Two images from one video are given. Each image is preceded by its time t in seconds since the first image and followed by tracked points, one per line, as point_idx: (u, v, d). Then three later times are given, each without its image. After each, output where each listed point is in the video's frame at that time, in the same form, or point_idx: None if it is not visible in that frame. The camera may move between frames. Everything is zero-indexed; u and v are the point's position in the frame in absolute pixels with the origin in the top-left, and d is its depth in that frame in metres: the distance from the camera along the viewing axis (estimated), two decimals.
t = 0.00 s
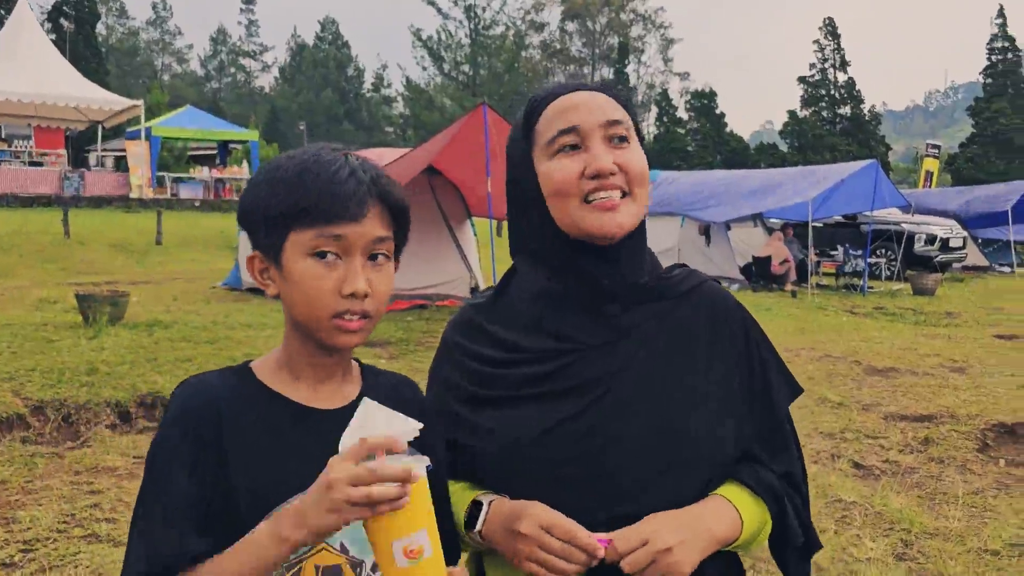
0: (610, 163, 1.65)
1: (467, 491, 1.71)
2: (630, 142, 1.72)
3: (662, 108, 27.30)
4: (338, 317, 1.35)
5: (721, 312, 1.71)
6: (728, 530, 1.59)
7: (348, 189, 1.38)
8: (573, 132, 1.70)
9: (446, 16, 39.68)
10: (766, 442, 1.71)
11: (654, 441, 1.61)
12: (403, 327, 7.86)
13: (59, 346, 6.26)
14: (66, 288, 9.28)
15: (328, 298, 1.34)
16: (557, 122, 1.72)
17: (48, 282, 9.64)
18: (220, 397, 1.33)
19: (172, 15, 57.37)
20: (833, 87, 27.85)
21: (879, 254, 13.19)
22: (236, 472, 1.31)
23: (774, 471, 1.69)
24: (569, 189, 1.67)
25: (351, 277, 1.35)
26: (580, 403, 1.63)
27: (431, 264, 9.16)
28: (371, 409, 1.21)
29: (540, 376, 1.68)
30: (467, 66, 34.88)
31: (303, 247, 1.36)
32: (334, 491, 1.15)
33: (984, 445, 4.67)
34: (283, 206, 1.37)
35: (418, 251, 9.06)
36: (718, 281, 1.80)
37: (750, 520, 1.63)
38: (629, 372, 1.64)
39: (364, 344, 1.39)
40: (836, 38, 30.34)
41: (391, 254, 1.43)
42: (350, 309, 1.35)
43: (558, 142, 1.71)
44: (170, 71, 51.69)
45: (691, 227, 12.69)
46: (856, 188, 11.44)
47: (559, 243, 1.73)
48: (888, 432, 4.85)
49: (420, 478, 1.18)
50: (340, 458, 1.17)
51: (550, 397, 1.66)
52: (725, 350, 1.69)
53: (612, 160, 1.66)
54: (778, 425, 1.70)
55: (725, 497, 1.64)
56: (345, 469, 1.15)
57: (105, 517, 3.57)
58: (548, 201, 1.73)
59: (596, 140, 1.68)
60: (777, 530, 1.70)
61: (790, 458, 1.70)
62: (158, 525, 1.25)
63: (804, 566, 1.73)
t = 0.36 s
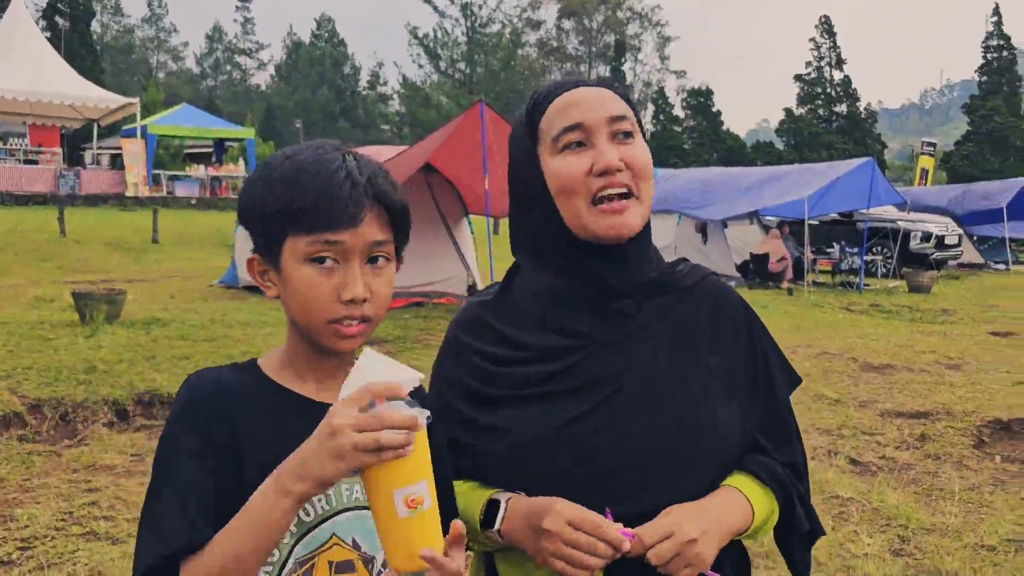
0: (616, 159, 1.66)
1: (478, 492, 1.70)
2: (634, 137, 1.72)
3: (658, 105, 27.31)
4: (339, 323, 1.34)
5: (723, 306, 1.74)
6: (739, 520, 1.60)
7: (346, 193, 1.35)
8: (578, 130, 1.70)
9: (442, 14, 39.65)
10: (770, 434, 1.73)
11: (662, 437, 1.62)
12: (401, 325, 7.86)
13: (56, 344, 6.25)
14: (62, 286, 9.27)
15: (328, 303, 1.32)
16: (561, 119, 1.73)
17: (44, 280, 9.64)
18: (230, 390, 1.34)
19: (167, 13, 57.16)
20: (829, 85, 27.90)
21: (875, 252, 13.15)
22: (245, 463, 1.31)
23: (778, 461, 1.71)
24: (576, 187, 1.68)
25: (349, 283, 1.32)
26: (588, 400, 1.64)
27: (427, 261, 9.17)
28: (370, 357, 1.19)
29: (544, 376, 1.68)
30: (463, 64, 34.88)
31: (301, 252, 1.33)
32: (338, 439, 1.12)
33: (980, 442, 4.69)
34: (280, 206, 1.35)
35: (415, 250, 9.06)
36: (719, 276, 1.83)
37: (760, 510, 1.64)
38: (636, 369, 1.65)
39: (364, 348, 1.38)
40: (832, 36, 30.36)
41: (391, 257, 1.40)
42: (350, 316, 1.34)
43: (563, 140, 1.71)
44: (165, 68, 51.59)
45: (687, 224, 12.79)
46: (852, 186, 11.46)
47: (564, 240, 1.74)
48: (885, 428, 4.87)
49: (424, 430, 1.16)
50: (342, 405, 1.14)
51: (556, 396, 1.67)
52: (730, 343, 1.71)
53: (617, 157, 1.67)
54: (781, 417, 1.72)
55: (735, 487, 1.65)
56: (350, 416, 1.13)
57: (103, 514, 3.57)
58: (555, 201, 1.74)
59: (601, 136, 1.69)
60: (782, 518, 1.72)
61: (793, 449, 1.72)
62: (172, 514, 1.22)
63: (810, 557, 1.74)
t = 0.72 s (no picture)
0: (594, 163, 1.64)
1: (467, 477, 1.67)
2: (621, 140, 1.71)
3: (652, 105, 27.33)
4: (315, 328, 1.30)
5: (722, 299, 1.75)
6: (768, 505, 1.60)
7: (327, 193, 1.29)
8: (562, 130, 1.70)
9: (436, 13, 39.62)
10: (772, 426, 1.74)
11: (666, 431, 1.62)
12: (396, 323, 7.85)
13: (49, 343, 6.22)
14: (55, 285, 9.23)
15: (304, 303, 1.28)
16: (550, 116, 1.72)
17: (37, 279, 9.60)
18: (211, 378, 1.30)
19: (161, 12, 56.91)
20: (823, 85, 27.98)
21: (869, 250, 13.14)
22: (223, 447, 1.27)
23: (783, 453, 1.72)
24: (554, 189, 1.69)
25: (327, 284, 1.28)
26: (590, 392, 1.65)
27: (422, 260, 9.15)
28: (348, 332, 1.18)
29: (544, 372, 1.68)
30: (457, 63, 34.86)
31: (278, 250, 1.29)
32: (318, 416, 1.13)
33: (974, 439, 4.71)
34: (251, 194, 1.30)
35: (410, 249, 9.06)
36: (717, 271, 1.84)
37: (778, 498, 1.64)
38: (634, 364, 1.65)
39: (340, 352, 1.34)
40: (826, 35, 30.43)
41: (374, 254, 1.36)
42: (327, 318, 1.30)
43: (547, 139, 1.72)
44: (159, 67, 51.39)
45: (682, 223, 13.01)
46: (847, 184, 11.48)
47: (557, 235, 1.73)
48: (880, 426, 4.89)
49: (399, 408, 1.16)
50: (320, 382, 1.14)
51: (557, 390, 1.67)
52: (730, 336, 1.73)
53: (597, 161, 1.65)
54: (781, 409, 1.74)
55: (754, 473, 1.65)
56: (327, 393, 1.13)
57: (98, 513, 3.56)
58: (539, 197, 1.74)
59: (584, 138, 1.68)
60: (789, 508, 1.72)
61: (794, 442, 1.73)
62: (137, 500, 1.19)
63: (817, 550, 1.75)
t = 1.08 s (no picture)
0: (605, 151, 1.65)
1: (473, 499, 1.69)
2: (626, 129, 1.72)
3: (650, 106, 27.37)
4: (293, 327, 1.27)
5: (725, 303, 1.76)
6: (736, 529, 1.61)
7: (304, 187, 1.25)
8: (567, 121, 1.70)
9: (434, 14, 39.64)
10: (770, 432, 1.75)
11: (668, 434, 1.62)
12: (392, 325, 7.84)
13: (47, 344, 6.21)
14: (52, 286, 9.21)
15: (281, 301, 1.25)
16: (552, 112, 1.73)
17: (34, 280, 9.58)
18: (188, 387, 1.28)
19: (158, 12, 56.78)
20: (820, 86, 28.02)
21: (866, 252, 13.28)
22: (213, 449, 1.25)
23: (777, 462, 1.73)
24: (564, 179, 1.68)
25: (306, 284, 1.24)
26: (592, 398, 1.64)
27: (420, 261, 9.15)
28: (342, 317, 1.18)
29: (545, 377, 1.68)
30: (455, 64, 34.88)
31: (252, 250, 1.24)
32: (313, 400, 1.11)
33: (972, 441, 4.71)
34: (225, 189, 1.25)
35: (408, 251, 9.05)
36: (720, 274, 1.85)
37: (758, 514, 1.65)
38: (638, 366, 1.65)
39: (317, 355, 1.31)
40: (823, 37, 30.49)
41: (352, 251, 1.32)
42: (306, 317, 1.26)
43: (552, 133, 1.72)
44: (156, 68, 51.31)
45: (679, 225, 13.08)
46: (844, 186, 11.48)
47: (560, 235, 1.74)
48: (877, 428, 4.89)
49: (398, 391, 1.16)
50: (316, 366, 1.13)
51: (558, 395, 1.66)
52: (733, 341, 1.73)
53: (608, 147, 1.66)
54: (781, 414, 1.74)
55: (736, 491, 1.66)
56: (322, 376, 1.12)
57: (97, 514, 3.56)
58: (545, 191, 1.74)
59: (591, 127, 1.69)
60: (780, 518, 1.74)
61: (793, 449, 1.74)
62: (120, 499, 1.15)
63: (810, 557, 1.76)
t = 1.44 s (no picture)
0: (585, 165, 1.64)
1: (454, 483, 1.68)
2: (609, 139, 1.71)
3: (651, 107, 27.35)
4: (293, 324, 1.27)
5: (718, 304, 1.75)
6: (725, 518, 1.59)
7: (304, 181, 1.26)
8: (548, 134, 1.70)
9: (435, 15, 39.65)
10: (764, 433, 1.73)
11: (662, 431, 1.62)
12: (392, 325, 7.85)
13: (47, 344, 6.22)
14: (52, 285, 9.22)
15: (279, 299, 1.24)
16: (536, 121, 1.72)
17: (35, 279, 9.58)
18: (174, 381, 1.28)
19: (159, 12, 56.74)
20: (822, 88, 28.02)
21: (867, 254, 13.35)
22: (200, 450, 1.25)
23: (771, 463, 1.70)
24: (548, 195, 1.68)
25: (305, 280, 1.24)
26: (584, 394, 1.64)
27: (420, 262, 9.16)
28: (331, 326, 1.16)
29: (540, 373, 1.68)
30: (456, 65, 34.88)
31: (252, 244, 1.24)
32: (298, 415, 1.09)
33: (973, 443, 4.71)
34: (220, 184, 1.25)
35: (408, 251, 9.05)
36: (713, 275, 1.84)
37: (747, 510, 1.62)
38: (630, 364, 1.65)
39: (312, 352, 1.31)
40: (824, 38, 30.49)
41: (351, 247, 1.33)
42: (307, 314, 1.26)
43: (534, 144, 1.72)
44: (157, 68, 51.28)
45: (680, 226, 13.03)
46: (846, 188, 11.46)
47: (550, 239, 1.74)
48: (877, 430, 4.89)
49: (388, 405, 1.14)
50: (304, 379, 1.11)
51: (551, 392, 1.67)
52: (726, 340, 1.73)
53: (588, 162, 1.65)
54: (774, 415, 1.72)
55: (726, 485, 1.63)
56: (307, 391, 1.10)
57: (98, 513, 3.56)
58: (531, 203, 1.74)
59: (571, 142, 1.68)
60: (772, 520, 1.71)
61: (788, 450, 1.71)
62: (103, 498, 1.15)
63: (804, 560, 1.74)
